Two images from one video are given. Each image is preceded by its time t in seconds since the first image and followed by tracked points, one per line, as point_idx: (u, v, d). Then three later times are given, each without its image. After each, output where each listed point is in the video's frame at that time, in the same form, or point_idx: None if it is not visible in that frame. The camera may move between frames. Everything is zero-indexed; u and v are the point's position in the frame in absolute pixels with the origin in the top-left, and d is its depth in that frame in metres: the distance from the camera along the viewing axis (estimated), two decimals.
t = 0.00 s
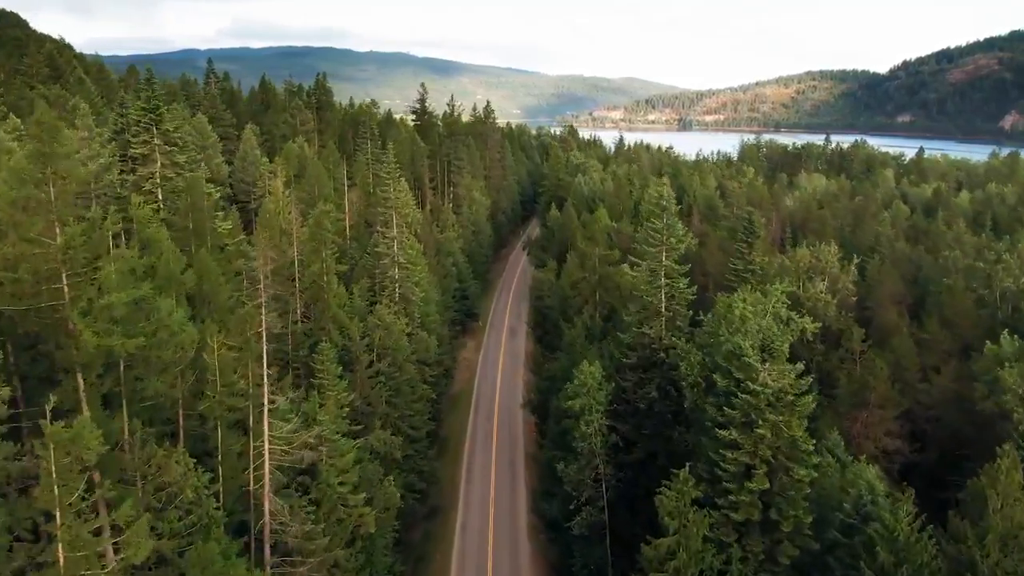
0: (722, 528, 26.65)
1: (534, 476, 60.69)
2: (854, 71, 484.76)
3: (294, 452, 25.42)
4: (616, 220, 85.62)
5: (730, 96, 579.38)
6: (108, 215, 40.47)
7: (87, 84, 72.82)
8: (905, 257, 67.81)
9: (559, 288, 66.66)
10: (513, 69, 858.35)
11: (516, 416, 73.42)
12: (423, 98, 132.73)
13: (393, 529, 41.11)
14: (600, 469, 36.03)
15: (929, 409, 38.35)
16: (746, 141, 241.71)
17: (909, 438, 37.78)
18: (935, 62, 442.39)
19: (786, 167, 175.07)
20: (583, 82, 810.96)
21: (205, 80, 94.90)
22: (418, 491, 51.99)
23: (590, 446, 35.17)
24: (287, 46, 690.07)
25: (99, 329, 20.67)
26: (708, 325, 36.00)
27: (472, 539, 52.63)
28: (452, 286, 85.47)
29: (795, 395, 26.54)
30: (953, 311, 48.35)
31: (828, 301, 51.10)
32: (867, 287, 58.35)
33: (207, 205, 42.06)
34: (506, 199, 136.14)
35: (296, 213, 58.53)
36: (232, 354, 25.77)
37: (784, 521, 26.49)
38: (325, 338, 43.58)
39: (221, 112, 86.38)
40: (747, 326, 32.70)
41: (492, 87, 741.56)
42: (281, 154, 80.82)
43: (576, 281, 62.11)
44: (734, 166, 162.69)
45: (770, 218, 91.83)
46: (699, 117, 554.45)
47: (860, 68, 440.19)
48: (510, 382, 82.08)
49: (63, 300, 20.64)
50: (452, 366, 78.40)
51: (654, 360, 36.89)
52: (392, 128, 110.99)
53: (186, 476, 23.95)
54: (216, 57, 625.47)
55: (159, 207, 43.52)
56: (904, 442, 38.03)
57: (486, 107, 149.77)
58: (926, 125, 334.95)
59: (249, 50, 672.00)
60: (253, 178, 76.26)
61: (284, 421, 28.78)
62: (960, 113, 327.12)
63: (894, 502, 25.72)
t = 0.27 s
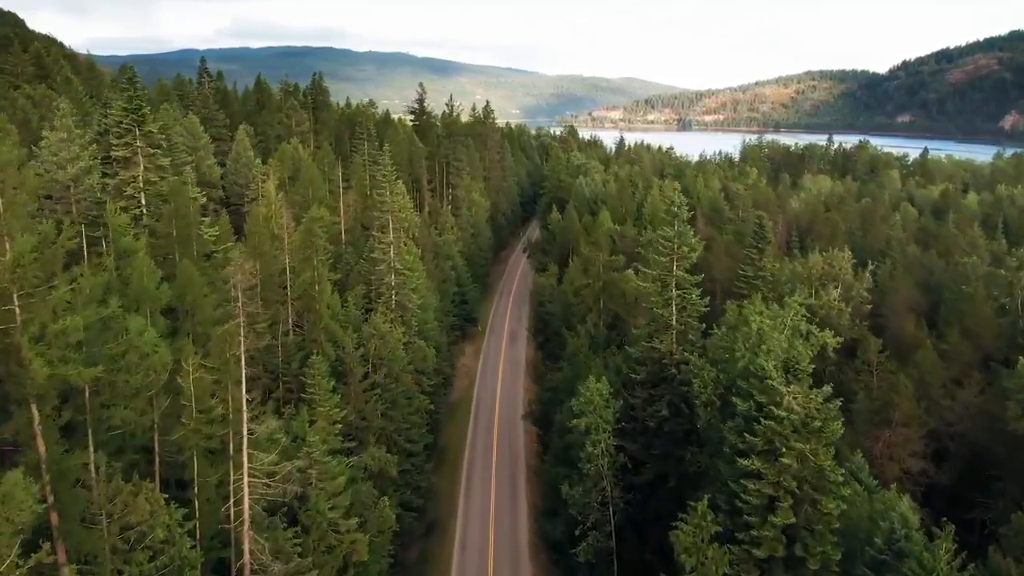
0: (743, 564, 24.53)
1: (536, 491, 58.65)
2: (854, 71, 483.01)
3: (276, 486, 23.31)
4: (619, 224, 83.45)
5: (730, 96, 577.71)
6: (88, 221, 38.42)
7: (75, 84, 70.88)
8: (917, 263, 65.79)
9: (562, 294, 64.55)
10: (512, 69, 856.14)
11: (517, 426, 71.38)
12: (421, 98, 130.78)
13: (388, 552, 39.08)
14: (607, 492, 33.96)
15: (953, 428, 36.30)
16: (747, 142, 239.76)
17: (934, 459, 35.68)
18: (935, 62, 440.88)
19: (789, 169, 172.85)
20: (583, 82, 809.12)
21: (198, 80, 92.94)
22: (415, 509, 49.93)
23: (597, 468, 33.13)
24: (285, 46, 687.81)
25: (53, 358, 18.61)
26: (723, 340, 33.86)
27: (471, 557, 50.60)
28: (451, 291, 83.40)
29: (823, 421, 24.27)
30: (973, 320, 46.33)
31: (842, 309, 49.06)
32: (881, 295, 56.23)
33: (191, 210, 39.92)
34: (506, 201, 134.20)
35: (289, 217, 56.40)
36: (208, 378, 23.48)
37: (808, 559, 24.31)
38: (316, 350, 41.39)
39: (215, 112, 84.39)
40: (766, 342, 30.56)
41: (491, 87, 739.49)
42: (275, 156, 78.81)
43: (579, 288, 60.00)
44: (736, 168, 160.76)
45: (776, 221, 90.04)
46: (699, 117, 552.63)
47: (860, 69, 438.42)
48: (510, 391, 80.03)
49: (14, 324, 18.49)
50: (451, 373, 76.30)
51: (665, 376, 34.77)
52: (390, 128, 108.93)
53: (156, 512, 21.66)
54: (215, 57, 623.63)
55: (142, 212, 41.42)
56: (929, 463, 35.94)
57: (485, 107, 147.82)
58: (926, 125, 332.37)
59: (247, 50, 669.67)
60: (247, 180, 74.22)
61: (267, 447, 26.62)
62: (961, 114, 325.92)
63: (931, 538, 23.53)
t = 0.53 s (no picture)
0: None
1: (537, 505, 56.62)
2: (854, 71, 481.42)
3: (257, 524, 21.31)
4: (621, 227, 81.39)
5: (729, 96, 576.11)
6: (65, 227, 36.33)
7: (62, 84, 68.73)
8: (930, 268, 63.83)
9: (564, 301, 62.47)
10: (511, 69, 854.39)
11: (518, 436, 69.25)
12: (419, 98, 128.68)
13: None
14: (615, 517, 32.00)
15: (981, 447, 34.32)
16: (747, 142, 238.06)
17: (960, 480, 33.74)
18: (935, 62, 439.30)
19: (791, 169, 170.95)
20: (582, 82, 807.34)
21: (191, 80, 90.74)
22: (413, 527, 47.86)
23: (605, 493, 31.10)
24: (284, 46, 685.29)
25: None
26: (739, 355, 31.75)
27: None
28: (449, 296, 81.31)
29: (856, 453, 22.17)
30: (996, 330, 44.35)
31: (857, 318, 47.06)
32: (896, 302, 54.22)
33: (174, 216, 37.76)
34: (506, 202, 132.20)
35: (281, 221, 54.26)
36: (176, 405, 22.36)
37: None
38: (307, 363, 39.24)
39: (207, 113, 82.22)
40: (787, 360, 28.45)
41: (490, 87, 737.39)
42: (269, 157, 76.71)
43: (582, 295, 57.93)
44: (738, 168, 158.79)
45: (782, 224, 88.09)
46: (698, 117, 550.77)
47: (859, 69, 436.78)
48: (511, 398, 77.90)
49: None
50: (449, 381, 74.22)
51: (676, 393, 32.66)
52: (387, 129, 106.83)
53: (118, 559, 22.04)
54: (213, 57, 621.07)
55: (123, 218, 39.32)
56: (956, 485, 33.93)
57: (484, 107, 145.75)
58: (926, 125, 330.43)
59: (245, 50, 667.02)
60: (240, 182, 72.10)
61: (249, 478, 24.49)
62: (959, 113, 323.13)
63: None
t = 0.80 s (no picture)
0: None
1: (539, 523, 54.19)
2: (854, 71, 479.46)
3: None
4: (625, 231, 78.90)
5: (729, 96, 574.00)
6: (34, 235, 33.77)
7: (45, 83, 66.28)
8: (947, 275, 61.49)
9: (567, 309, 60.07)
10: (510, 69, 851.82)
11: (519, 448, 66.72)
12: (417, 98, 126.24)
13: None
14: (626, 551, 29.52)
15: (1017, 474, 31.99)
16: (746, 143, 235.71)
17: (995, 510, 31.40)
18: (935, 62, 437.30)
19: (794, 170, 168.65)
20: (581, 82, 805.08)
21: (182, 79, 88.24)
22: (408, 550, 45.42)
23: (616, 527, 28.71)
24: (281, 46, 682.56)
25: None
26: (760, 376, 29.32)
27: None
28: (447, 302, 78.90)
29: (905, 497, 19.75)
30: None
31: (877, 330, 44.69)
32: (915, 312, 51.86)
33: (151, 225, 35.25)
34: (506, 204, 129.80)
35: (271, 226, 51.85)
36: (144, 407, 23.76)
37: None
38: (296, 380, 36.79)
39: (198, 113, 79.76)
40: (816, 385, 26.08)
41: (489, 87, 734.87)
42: (261, 159, 74.27)
43: (586, 303, 55.50)
44: (740, 170, 156.45)
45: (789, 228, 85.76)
46: (698, 118, 548.61)
47: (859, 69, 434.74)
48: (511, 407, 75.36)
49: None
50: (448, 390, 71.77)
51: (692, 417, 30.19)
52: (384, 129, 104.39)
53: None
54: (211, 57, 618.19)
55: (98, 226, 36.81)
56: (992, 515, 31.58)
57: (483, 107, 143.30)
58: (926, 125, 327.99)
59: (243, 50, 664.24)
60: (230, 185, 69.58)
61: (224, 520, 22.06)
62: (959, 113, 320.27)
63: None
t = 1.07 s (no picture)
0: None
1: (540, 540, 52.12)
2: (853, 71, 477.82)
3: None
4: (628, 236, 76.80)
5: (728, 96, 572.17)
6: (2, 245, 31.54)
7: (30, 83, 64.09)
8: (962, 281, 59.57)
9: (570, 317, 57.99)
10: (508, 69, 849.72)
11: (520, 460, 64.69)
12: (416, 98, 124.07)
13: None
14: None
15: None
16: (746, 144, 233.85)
17: None
18: (935, 62, 435.67)
19: (796, 171, 166.71)
20: (580, 82, 803.18)
21: (174, 78, 86.06)
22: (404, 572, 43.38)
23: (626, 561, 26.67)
24: (279, 46, 680.00)
25: None
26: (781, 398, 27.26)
27: None
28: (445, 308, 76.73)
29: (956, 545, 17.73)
30: None
31: (896, 342, 42.68)
32: (932, 321, 49.83)
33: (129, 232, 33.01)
34: (506, 206, 127.73)
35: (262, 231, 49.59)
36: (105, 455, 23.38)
37: None
38: (284, 398, 34.70)
39: (190, 113, 77.60)
40: (844, 410, 24.05)
41: (487, 87, 732.62)
42: (253, 160, 72.07)
43: (590, 312, 53.45)
44: (742, 171, 154.44)
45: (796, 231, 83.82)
46: (697, 117, 546.68)
47: (858, 69, 433.07)
48: (511, 415, 73.33)
49: None
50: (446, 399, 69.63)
51: (707, 440, 28.10)
52: (381, 130, 102.21)
53: None
54: (209, 57, 615.98)
55: (73, 233, 34.56)
56: None
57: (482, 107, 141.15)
58: (927, 125, 325.94)
59: (241, 49, 661.57)
60: (222, 187, 67.41)
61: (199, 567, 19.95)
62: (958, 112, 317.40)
63: None
